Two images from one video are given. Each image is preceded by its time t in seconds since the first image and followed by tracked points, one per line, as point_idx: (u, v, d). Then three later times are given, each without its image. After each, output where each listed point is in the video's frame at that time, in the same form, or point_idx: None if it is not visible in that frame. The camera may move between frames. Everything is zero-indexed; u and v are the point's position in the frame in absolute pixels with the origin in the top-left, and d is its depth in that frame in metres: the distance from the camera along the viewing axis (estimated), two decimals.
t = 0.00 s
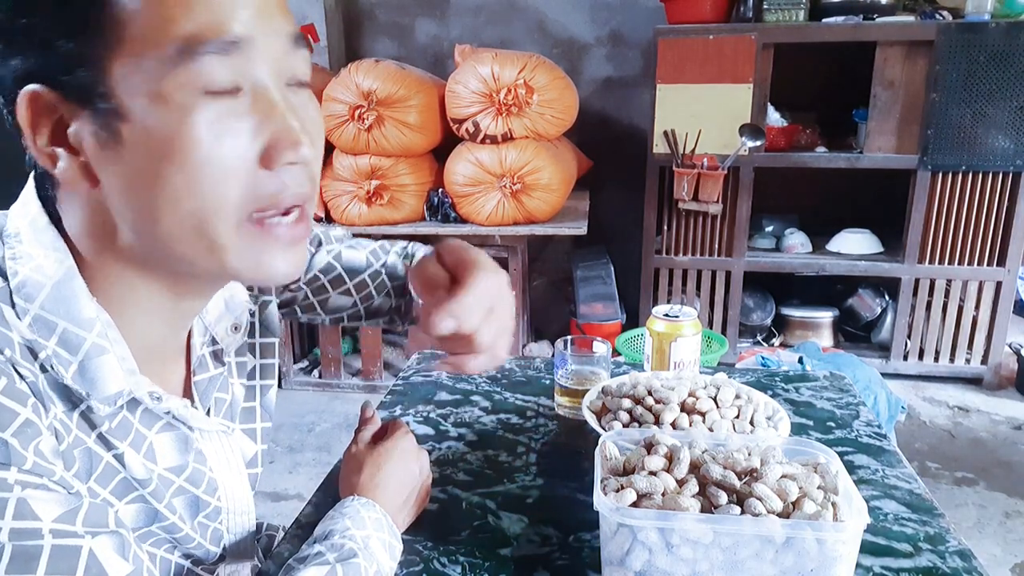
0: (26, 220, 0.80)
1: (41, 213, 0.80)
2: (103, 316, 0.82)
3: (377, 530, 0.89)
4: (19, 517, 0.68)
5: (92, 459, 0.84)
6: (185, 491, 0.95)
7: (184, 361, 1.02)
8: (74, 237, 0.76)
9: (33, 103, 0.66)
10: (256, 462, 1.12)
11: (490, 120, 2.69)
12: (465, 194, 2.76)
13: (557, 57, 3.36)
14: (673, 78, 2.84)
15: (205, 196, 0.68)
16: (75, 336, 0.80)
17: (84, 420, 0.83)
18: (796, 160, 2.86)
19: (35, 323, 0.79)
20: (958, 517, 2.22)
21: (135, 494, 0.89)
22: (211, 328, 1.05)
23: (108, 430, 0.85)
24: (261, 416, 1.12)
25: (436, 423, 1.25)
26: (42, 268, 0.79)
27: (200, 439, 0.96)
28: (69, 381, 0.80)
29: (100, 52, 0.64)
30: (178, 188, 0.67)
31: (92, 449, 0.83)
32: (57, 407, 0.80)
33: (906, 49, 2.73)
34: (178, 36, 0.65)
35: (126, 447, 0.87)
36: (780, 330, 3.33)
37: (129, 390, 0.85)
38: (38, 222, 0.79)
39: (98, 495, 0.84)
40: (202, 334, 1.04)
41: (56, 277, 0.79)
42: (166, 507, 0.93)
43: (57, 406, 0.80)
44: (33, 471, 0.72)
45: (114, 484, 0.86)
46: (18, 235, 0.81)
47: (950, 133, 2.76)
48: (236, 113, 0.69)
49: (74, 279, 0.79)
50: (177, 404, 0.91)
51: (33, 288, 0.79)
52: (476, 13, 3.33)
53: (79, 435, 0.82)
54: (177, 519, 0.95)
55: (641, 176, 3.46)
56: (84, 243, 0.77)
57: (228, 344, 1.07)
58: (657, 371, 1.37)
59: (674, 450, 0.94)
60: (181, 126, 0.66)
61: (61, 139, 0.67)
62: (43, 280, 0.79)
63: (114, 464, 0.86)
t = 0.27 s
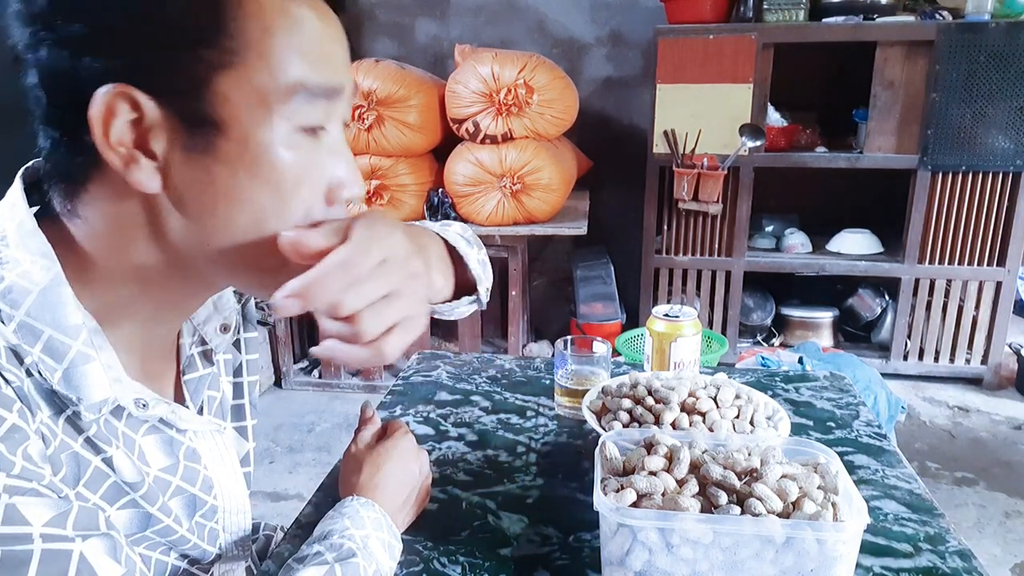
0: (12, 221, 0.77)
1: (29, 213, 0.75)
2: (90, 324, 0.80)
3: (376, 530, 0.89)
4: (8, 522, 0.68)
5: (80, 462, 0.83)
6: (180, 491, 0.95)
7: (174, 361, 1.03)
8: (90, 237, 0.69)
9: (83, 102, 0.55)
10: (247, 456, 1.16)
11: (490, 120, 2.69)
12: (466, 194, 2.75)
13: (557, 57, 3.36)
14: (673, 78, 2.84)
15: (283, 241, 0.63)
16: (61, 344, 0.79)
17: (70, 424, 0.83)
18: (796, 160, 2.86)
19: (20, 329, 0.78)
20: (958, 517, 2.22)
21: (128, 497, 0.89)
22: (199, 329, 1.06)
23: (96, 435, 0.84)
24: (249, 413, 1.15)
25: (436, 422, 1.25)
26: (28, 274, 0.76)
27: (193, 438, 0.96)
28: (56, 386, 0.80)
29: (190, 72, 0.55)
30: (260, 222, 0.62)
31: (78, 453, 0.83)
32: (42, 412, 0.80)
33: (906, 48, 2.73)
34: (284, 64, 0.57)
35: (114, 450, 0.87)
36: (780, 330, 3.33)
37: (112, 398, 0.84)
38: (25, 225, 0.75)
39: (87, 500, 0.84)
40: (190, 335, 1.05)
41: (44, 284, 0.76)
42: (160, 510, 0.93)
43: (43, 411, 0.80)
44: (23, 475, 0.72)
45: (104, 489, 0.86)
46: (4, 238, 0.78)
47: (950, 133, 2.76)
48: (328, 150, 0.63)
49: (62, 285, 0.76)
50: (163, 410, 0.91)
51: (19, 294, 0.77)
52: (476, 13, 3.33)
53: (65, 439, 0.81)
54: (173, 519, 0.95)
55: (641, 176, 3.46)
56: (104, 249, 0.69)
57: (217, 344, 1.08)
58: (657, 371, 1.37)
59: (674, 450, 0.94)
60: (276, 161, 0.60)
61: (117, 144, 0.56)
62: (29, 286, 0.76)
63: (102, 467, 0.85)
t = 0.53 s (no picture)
0: (12, 224, 0.81)
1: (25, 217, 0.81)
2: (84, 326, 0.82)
3: (376, 530, 0.89)
4: (6, 523, 0.67)
5: (76, 463, 0.83)
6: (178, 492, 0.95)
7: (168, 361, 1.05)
8: (92, 234, 0.81)
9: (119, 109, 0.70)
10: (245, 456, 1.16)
11: (490, 120, 2.69)
12: (466, 194, 2.75)
13: (557, 57, 3.36)
14: (673, 78, 2.84)
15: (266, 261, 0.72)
16: (56, 347, 0.79)
17: (66, 425, 0.82)
18: (796, 160, 2.86)
19: (15, 331, 0.78)
20: (958, 517, 2.22)
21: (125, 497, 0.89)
22: (195, 329, 1.07)
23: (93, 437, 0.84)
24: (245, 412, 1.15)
25: (436, 423, 1.25)
26: (25, 275, 0.79)
27: (189, 439, 0.97)
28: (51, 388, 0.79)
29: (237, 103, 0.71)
30: (262, 233, 0.76)
31: (75, 454, 0.82)
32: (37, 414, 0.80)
33: (906, 48, 2.73)
34: (318, 115, 0.74)
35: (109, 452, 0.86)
36: (780, 330, 3.33)
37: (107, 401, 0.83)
38: (21, 226, 0.80)
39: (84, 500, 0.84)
40: (184, 336, 1.06)
41: (40, 286, 0.79)
42: (157, 510, 0.93)
43: (39, 413, 0.79)
44: (19, 477, 0.72)
45: (102, 490, 0.86)
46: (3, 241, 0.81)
47: (951, 133, 2.76)
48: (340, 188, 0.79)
49: (58, 287, 0.79)
50: (159, 412, 0.90)
51: (15, 295, 0.78)
52: (476, 13, 3.33)
53: (61, 440, 0.81)
54: (171, 519, 0.95)
55: (641, 176, 3.46)
56: (105, 244, 0.80)
57: (212, 346, 1.08)
58: (657, 371, 1.37)
59: (674, 450, 0.94)
60: (289, 188, 0.74)
61: (138, 149, 0.71)
62: (25, 288, 0.78)
63: (99, 467, 0.85)
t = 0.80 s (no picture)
0: (15, 225, 0.81)
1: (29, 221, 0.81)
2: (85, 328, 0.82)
3: (375, 530, 0.89)
4: (7, 524, 0.67)
5: (77, 464, 0.83)
6: (177, 494, 0.95)
7: (168, 364, 1.06)
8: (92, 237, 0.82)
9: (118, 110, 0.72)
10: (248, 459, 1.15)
11: (490, 120, 2.69)
12: (465, 194, 2.75)
13: (557, 57, 3.36)
14: (673, 78, 2.84)
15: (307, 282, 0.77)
16: (57, 349, 0.79)
17: (66, 427, 0.83)
18: (796, 160, 2.86)
19: (16, 332, 0.78)
20: (958, 517, 2.22)
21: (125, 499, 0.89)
22: (195, 333, 1.08)
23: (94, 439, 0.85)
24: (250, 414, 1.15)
25: (436, 423, 1.25)
26: (27, 277, 0.79)
27: (190, 443, 0.96)
28: (51, 390, 0.79)
29: (234, 110, 0.72)
30: (257, 241, 0.77)
31: (76, 454, 0.83)
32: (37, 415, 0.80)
33: (906, 48, 2.73)
34: (318, 125, 0.75)
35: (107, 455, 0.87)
36: (780, 330, 3.33)
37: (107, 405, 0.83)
38: (25, 228, 0.80)
39: (85, 501, 0.84)
40: (185, 340, 1.07)
41: (43, 288, 0.79)
42: (156, 511, 0.93)
43: (40, 414, 0.79)
44: (20, 477, 0.72)
45: (102, 491, 0.86)
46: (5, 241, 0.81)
47: (951, 133, 2.76)
48: (339, 197, 0.80)
49: (59, 290, 0.79)
50: (159, 416, 0.91)
51: (17, 297, 0.78)
52: (476, 13, 3.33)
53: (62, 441, 0.81)
54: (170, 521, 0.95)
55: (641, 176, 3.46)
56: (106, 246, 0.81)
57: (212, 349, 1.10)
58: (657, 371, 1.37)
59: (674, 450, 0.94)
60: (285, 196, 0.75)
61: (135, 151, 0.72)
62: (28, 289, 0.78)
63: (100, 468, 0.86)
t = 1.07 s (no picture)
0: (25, 226, 0.81)
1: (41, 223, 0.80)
2: (94, 331, 0.83)
3: (377, 530, 0.89)
4: (14, 521, 0.67)
5: (84, 464, 0.83)
6: (184, 496, 0.95)
7: (175, 368, 1.03)
8: (94, 242, 0.79)
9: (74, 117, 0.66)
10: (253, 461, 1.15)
11: (490, 120, 2.69)
12: (465, 194, 2.75)
13: (557, 57, 3.36)
14: (673, 78, 2.84)
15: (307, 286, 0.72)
16: (66, 351, 0.80)
17: (74, 428, 0.83)
18: (796, 160, 2.86)
19: (26, 334, 0.78)
20: (958, 517, 2.22)
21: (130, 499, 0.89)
22: (202, 339, 1.06)
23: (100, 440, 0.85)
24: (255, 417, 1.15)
25: (436, 422, 1.25)
26: (37, 279, 0.79)
27: (195, 446, 0.96)
28: (59, 392, 0.79)
29: (179, 102, 0.66)
30: (231, 242, 0.71)
31: (83, 455, 0.83)
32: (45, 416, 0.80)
33: (906, 48, 2.73)
34: (273, 104, 0.68)
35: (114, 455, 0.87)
36: (780, 330, 3.33)
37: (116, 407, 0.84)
38: (36, 231, 0.80)
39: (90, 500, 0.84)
40: (193, 345, 1.05)
41: (52, 290, 0.79)
42: (161, 513, 0.93)
43: (48, 414, 0.79)
44: (28, 475, 0.71)
45: (108, 492, 0.87)
46: (16, 241, 0.81)
47: (950, 133, 2.76)
48: (315, 183, 0.73)
49: (69, 294, 0.80)
50: (166, 418, 0.91)
51: (27, 299, 0.79)
52: (476, 13, 3.33)
53: (70, 441, 0.82)
54: (175, 523, 0.95)
55: (641, 176, 3.46)
56: (107, 253, 0.79)
57: (217, 356, 1.08)
58: (657, 371, 1.37)
59: (674, 450, 0.94)
60: (253, 189, 0.70)
61: (99, 163, 0.67)
62: (37, 291, 0.79)
63: (106, 469, 0.86)
